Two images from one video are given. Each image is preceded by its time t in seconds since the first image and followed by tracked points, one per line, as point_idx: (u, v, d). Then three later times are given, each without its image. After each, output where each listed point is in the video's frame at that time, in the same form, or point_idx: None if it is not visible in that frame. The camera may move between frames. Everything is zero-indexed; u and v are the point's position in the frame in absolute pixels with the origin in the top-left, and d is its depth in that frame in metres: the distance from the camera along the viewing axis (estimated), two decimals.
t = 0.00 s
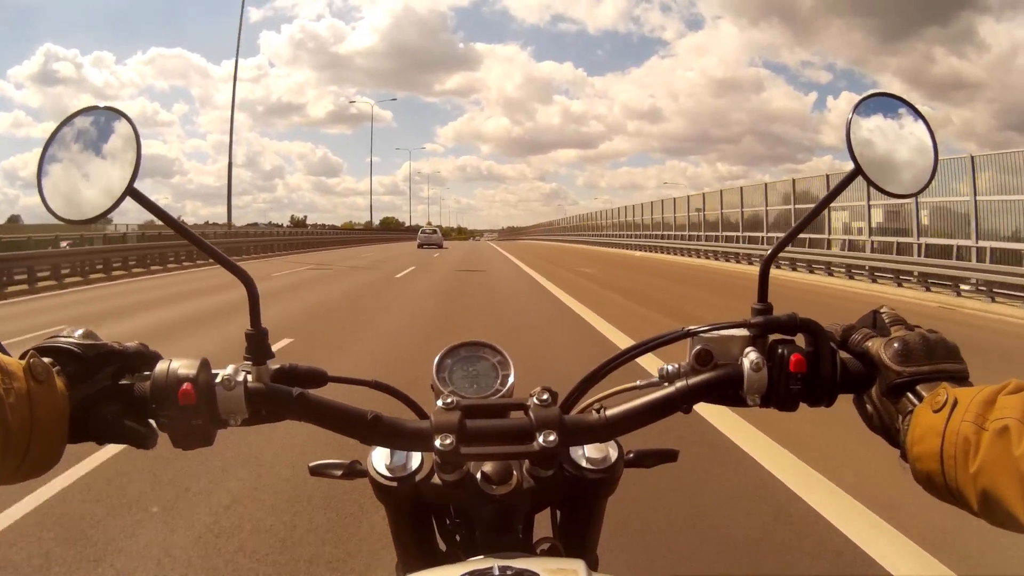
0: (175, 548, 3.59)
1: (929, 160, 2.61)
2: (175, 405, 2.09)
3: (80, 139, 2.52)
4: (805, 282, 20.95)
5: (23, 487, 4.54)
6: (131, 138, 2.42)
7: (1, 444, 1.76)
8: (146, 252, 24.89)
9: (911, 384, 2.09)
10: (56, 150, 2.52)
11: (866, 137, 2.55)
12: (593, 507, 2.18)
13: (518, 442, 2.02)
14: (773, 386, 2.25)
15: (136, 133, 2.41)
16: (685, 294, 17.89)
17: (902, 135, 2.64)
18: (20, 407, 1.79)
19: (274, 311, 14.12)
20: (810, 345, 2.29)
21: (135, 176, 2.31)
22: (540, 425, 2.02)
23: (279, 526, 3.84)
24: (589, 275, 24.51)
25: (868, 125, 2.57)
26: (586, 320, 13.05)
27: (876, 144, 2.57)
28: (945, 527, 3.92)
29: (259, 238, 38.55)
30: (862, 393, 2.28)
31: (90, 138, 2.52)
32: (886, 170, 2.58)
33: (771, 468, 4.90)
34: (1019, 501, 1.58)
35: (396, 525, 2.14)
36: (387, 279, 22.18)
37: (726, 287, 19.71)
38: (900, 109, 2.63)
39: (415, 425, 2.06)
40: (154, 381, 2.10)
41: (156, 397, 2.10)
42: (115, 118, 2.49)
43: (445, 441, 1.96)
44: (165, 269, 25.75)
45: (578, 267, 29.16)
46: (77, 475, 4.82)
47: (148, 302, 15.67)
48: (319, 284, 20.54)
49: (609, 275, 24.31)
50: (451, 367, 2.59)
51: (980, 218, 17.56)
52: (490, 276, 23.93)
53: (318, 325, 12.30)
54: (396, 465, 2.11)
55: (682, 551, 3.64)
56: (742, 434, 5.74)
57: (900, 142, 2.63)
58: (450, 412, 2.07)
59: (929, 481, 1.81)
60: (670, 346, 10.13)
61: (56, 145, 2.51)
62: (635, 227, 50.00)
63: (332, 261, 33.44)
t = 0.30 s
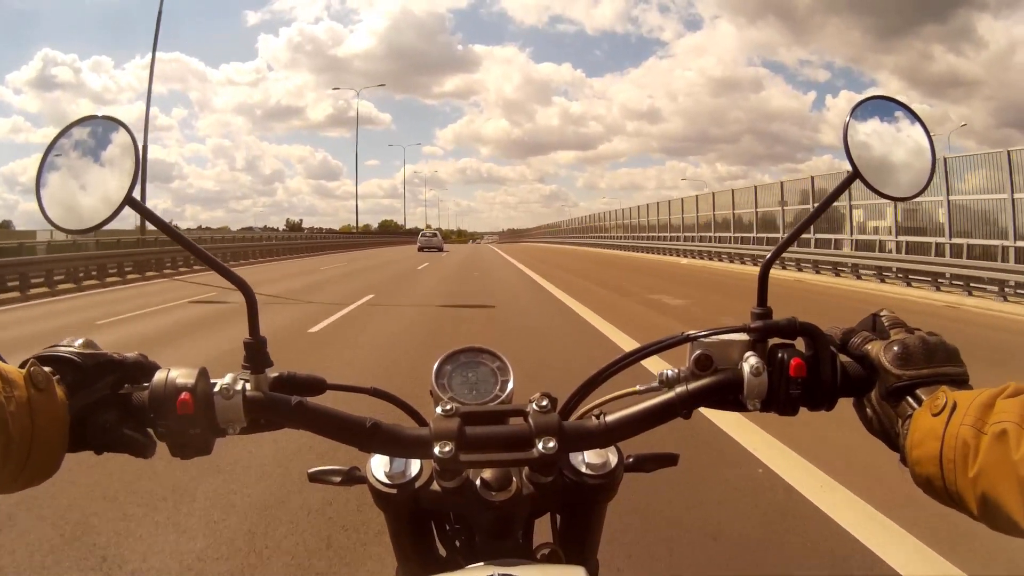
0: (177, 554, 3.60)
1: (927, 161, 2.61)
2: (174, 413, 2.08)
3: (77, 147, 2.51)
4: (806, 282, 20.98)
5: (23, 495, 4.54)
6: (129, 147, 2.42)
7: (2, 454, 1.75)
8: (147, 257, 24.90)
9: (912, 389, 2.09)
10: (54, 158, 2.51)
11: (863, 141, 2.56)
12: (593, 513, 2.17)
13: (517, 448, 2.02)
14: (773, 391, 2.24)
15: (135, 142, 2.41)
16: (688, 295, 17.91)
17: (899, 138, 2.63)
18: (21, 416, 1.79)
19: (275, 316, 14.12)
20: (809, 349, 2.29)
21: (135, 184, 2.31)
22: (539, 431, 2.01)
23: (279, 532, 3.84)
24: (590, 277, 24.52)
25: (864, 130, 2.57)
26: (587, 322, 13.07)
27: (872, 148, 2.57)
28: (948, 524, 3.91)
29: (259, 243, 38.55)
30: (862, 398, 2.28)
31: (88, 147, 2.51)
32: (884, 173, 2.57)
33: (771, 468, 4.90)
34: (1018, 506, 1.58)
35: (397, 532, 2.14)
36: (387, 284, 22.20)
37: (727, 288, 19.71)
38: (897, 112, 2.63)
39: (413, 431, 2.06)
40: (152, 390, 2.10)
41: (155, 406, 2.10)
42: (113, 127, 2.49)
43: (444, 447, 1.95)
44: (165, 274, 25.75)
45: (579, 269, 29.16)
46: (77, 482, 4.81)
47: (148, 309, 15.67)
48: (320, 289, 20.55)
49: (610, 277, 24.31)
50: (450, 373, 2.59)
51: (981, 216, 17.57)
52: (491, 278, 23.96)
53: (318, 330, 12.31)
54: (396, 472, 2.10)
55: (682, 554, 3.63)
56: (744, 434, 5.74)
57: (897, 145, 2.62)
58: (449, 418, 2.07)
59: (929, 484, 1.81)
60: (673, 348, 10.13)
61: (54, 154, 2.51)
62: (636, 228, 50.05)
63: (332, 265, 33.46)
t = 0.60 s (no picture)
0: (175, 550, 3.60)
1: (926, 165, 2.61)
2: (173, 409, 2.09)
3: (78, 148, 2.52)
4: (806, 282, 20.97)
5: (24, 492, 4.53)
6: (131, 147, 2.43)
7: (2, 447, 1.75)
8: (146, 259, 24.88)
9: (909, 386, 2.09)
10: (54, 160, 2.52)
11: (862, 144, 2.56)
12: (592, 510, 2.18)
13: (516, 444, 2.02)
14: (770, 389, 2.25)
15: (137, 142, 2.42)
16: (687, 295, 17.94)
17: (898, 141, 2.64)
18: (20, 409, 1.80)
19: (275, 317, 14.11)
20: (807, 347, 2.29)
21: (136, 183, 2.32)
22: (538, 428, 2.02)
23: (278, 529, 3.84)
24: (590, 278, 24.52)
25: (863, 133, 2.57)
26: (587, 323, 13.08)
27: (872, 151, 2.57)
28: (947, 521, 3.92)
29: (259, 245, 38.51)
30: (859, 395, 2.28)
31: (89, 147, 2.52)
32: (883, 176, 2.58)
33: (771, 466, 4.90)
34: (1015, 503, 1.58)
35: (395, 528, 2.14)
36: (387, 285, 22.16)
37: (727, 288, 19.70)
38: (896, 115, 2.64)
39: (413, 428, 2.07)
40: (153, 385, 2.10)
41: (155, 401, 2.10)
42: (115, 129, 2.50)
43: (443, 444, 1.96)
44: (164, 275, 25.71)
45: (579, 270, 29.14)
46: (78, 479, 4.81)
47: (148, 310, 15.65)
48: (320, 290, 20.53)
49: (610, 278, 24.31)
50: (449, 372, 2.60)
51: (980, 217, 17.58)
52: (491, 280, 23.94)
53: (318, 331, 12.30)
54: (394, 468, 2.11)
55: (680, 550, 3.64)
56: (743, 432, 5.75)
57: (896, 149, 2.63)
58: (448, 415, 2.08)
59: (926, 482, 1.81)
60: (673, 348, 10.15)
61: (55, 155, 2.51)
62: (636, 230, 50.02)
63: (332, 267, 33.42)
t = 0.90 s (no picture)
0: (179, 549, 3.61)
1: (929, 160, 2.60)
2: (176, 408, 2.09)
3: (77, 145, 2.51)
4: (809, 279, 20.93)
5: (29, 492, 4.54)
6: (130, 144, 2.43)
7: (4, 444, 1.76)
8: (150, 259, 24.89)
9: (914, 385, 2.08)
10: (53, 157, 2.51)
11: (865, 140, 2.55)
12: (596, 509, 2.17)
13: (520, 444, 2.02)
14: (774, 388, 2.24)
15: (136, 139, 2.41)
16: (690, 292, 17.92)
17: (901, 136, 2.62)
18: (21, 406, 1.79)
19: (279, 317, 14.11)
20: (811, 345, 2.28)
21: (137, 181, 2.31)
22: (542, 427, 2.01)
23: (283, 528, 3.84)
24: (593, 275, 24.49)
25: (866, 127, 2.56)
26: (590, 320, 13.07)
27: (874, 146, 2.56)
28: (951, 518, 3.92)
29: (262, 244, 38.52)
30: (864, 394, 2.27)
31: (88, 144, 2.51)
32: (886, 171, 2.57)
33: (776, 463, 4.89)
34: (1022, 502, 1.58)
35: (399, 527, 2.14)
36: (390, 284, 22.14)
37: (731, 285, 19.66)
38: (899, 110, 2.62)
39: (417, 427, 2.06)
40: (155, 385, 2.10)
41: (157, 401, 2.10)
42: (113, 125, 2.49)
43: (447, 443, 1.95)
44: (168, 275, 25.73)
45: (582, 267, 29.11)
46: (83, 478, 4.82)
47: (152, 310, 15.65)
48: (323, 289, 20.54)
49: (613, 275, 24.28)
50: (452, 370, 2.59)
51: (984, 212, 17.52)
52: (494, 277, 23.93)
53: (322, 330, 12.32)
54: (398, 467, 2.10)
55: (685, 549, 3.63)
56: (747, 429, 5.74)
57: (898, 142, 2.62)
58: (452, 414, 2.07)
59: (931, 481, 1.81)
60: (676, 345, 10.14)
61: (53, 152, 2.50)
62: (639, 227, 49.92)
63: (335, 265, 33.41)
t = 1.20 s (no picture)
0: (179, 546, 3.59)
1: (927, 161, 2.60)
2: (176, 404, 2.09)
3: (76, 146, 2.52)
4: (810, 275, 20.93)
5: (31, 488, 4.55)
6: (129, 142, 2.43)
7: (5, 435, 1.77)
8: (150, 258, 24.86)
9: (910, 381, 2.09)
10: (53, 158, 2.51)
11: (862, 140, 2.55)
12: (593, 504, 2.18)
13: (518, 438, 2.02)
14: (772, 383, 2.25)
15: (136, 137, 2.42)
16: (690, 288, 17.90)
17: (899, 137, 2.63)
18: (21, 399, 1.80)
19: (279, 315, 14.10)
20: (809, 342, 2.29)
21: (137, 177, 2.32)
22: (540, 422, 2.02)
23: (281, 524, 3.83)
24: (593, 271, 24.46)
25: (864, 128, 2.57)
26: (591, 316, 13.06)
27: (872, 147, 2.57)
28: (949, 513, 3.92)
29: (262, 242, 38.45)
30: (862, 390, 2.28)
31: (88, 144, 2.52)
32: (884, 171, 2.57)
33: (776, 458, 4.89)
34: (1017, 498, 1.58)
35: (398, 521, 2.14)
36: (391, 281, 22.10)
37: (731, 281, 19.64)
38: (897, 111, 2.63)
39: (415, 422, 2.07)
40: (155, 381, 2.11)
41: (157, 397, 2.11)
42: (112, 125, 2.50)
43: (446, 437, 1.95)
44: (168, 273, 25.69)
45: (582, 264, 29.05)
46: (84, 473, 4.82)
47: (153, 308, 15.63)
48: (323, 287, 20.52)
49: (614, 271, 24.26)
50: (452, 366, 2.60)
51: (984, 208, 17.49)
52: (495, 275, 23.92)
53: (323, 327, 12.31)
54: (397, 461, 2.11)
55: (685, 543, 3.64)
56: (747, 423, 5.75)
57: (897, 143, 2.62)
58: (451, 409, 2.08)
59: (927, 476, 1.81)
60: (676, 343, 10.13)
61: (53, 154, 2.51)
62: (639, 225, 49.85)
63: (335, 264, 33.36)
